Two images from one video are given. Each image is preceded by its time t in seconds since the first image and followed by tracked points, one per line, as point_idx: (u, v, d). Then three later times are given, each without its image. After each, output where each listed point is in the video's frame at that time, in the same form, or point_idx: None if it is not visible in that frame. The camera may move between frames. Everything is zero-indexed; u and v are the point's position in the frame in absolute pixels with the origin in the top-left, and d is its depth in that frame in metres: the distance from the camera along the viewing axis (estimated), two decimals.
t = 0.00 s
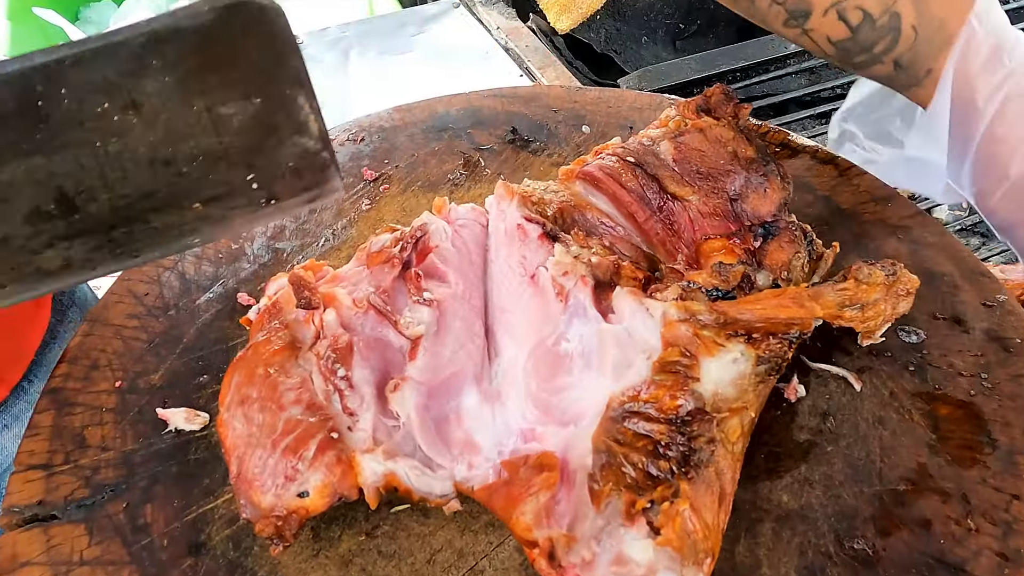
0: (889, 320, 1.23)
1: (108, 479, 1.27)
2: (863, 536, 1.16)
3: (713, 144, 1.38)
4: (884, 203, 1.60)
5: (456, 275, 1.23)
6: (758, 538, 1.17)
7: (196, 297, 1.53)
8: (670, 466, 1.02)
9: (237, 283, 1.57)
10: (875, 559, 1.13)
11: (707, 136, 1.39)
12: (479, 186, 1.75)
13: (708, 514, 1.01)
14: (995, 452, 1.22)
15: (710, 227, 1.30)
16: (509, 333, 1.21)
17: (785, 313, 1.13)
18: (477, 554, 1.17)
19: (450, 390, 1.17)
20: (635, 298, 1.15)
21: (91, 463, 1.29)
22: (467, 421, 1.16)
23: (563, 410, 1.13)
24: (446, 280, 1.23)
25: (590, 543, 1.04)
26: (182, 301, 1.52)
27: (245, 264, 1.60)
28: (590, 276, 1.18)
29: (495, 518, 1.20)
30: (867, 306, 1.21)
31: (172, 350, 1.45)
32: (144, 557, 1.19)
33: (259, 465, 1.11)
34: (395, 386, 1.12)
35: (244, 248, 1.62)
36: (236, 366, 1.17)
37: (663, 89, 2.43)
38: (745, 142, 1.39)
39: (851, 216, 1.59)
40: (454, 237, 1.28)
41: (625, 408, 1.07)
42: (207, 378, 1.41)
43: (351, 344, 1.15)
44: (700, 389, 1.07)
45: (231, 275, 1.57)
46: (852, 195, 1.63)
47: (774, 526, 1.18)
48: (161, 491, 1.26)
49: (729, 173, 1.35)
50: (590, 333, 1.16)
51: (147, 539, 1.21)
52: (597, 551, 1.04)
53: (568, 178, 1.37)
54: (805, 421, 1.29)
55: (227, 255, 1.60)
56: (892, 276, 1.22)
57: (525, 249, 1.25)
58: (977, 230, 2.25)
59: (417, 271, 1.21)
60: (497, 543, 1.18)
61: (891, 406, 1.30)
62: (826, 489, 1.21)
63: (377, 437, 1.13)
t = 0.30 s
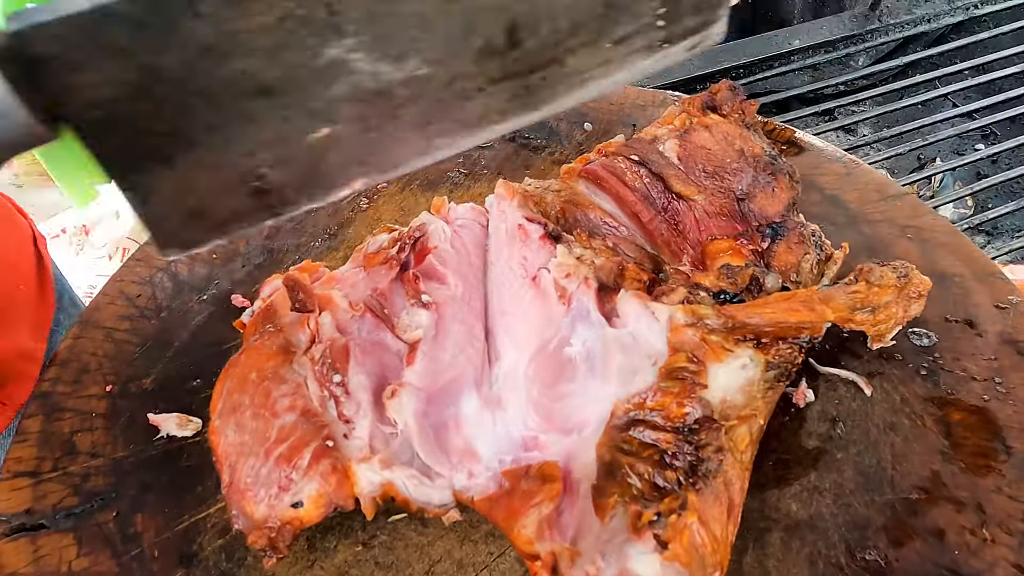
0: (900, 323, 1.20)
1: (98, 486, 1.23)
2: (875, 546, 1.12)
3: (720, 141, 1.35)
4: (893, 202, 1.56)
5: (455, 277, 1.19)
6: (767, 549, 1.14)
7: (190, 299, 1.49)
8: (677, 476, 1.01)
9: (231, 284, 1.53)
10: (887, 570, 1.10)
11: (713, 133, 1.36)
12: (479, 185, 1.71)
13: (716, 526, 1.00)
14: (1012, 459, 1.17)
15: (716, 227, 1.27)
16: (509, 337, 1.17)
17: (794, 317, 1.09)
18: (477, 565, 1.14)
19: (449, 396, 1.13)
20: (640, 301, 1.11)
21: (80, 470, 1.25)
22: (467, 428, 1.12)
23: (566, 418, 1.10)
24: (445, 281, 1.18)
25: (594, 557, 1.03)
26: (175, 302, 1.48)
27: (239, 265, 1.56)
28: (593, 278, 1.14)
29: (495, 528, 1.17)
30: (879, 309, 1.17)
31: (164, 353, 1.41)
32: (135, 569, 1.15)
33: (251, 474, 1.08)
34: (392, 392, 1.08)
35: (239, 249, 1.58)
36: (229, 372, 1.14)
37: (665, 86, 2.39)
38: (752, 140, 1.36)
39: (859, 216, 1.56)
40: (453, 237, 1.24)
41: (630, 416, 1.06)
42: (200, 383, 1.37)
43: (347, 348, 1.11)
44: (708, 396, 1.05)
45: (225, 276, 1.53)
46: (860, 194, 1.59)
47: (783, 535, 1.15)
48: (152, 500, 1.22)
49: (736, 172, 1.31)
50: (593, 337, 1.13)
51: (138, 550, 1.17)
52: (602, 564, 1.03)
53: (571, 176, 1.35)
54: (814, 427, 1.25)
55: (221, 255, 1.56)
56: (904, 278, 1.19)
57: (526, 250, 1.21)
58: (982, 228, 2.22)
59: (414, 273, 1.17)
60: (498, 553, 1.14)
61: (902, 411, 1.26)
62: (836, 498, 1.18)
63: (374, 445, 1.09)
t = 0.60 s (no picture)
0: (912, 327, 1.17)
1: (90, 493, 1.20)
2: (885, 554, 1.10)
3: (713, 143, 1.26)
4: (900, 202, 1.53)
5: (455, 279, 1.16)
6: (774, 557, 1.11)
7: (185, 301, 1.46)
8: (684, 489, 1.00)
9: (227, 286, 1.50)
10: None
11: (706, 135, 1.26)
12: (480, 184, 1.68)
13: (725, 540, 0.99)
14: None
15: (718, 231, 1.19)
16: (509, 341, 1.15)
17: (804, 323, 1.07)
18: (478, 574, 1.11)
19: (449, 402, 1.11)
20: (646, 306, 1.09)
21: (73, 476, 1.22)
22: (467, 434, 1.10)
23: (568, 426, 1.09)
24: (446, 283, 1.16)
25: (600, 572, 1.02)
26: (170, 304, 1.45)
27: (235, 266, 1.53)
28: (596, 281, 1.12)
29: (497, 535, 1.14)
30: (889, 313, 1.14)
31: (159, 356, 1.38)
32: None
33: (246, 482, 1.05)
34: (390, 398, 1.06)
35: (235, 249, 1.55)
36: (223, 378, 1.12)
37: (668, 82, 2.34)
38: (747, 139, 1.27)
39: (866, 216, 1.53)
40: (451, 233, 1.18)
41: (635, 426, 1.05)
42: (196, 387, 1.35)
43: (345, 352, 1.09)
44: (716, 406, 1.04)
45: (221, 277, 1.50)
46: (867, 193, 1.56)
47: (791, 543, 1.12)
48: (147, 506, 1.20)
49: (734, 174, 1.23)
50: (597, 344, 1.12)
51: (131, 558, 1.15)
52: None
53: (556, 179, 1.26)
54: (821, 431, 1.23)
55: (217, 256, 1.53)
56: (915, 281, 1.16)
57: (527, 250, 1.16)
58: (986, 227, 2.20)
59: (413, 276, 1.15)
60: (499, 561, 1.12)
61: (912, 416, 1.24)
62: (844, 504, 1.15)
63: (372, 452, 1.07)
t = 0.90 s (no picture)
0: (919, 325, 1.16)
1: (88, 493, 1.20)
2: (887, 554, 1.10)
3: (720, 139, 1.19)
4: (901, 200, 1.53)
5: (455, 278, 1.16)
6: (776, 557, 1.11)
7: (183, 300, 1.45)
8: (685, 486, 1.00)
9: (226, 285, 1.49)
10: None
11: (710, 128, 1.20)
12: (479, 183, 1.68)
13: (726, 537, 0.99)
14: None
15: (728, 227, 1.20)
16: (509, 340, 1.15)
17: (806, 319, 1.06)
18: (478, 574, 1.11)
19: (449, 401, 1.11)
20: (647, 304, 1.09)
21: (71, 476, 1.21)
22: (467, 434, 1.10)
23: (568, 425, 1.09)
24: (445, 283, 1.15)
25: (600, 570, 1.02)
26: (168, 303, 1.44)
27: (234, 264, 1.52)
28: (595, 280, 1.12)
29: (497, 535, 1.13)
30: (895, 311, 1.14)
31: (157, 355, 1.37)
32: None
33: (244, 483, 1.05)
34: (389, 398, 1.05)
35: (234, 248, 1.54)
36: (221, 378, 1.12)
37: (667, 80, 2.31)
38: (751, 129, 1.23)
39: (867, 214, 1.52)
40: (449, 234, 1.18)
41: (635, 423, 1.04)
42: (194, 386, 1.34)
43: (343, 352, 1.09)
44: (717, 403, 1.03)
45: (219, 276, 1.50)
46: (868, 191, 1.55)
47: (792, 544, 1.12)
48: (144, 506, 1.19)
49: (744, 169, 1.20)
50: (597, 342, 1.12)
51: (129, 558, 1.14)
52: None
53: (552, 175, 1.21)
54: (823, 431, 1.22)
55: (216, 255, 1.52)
56: (922, 278, 1.16)
57: (526, 248, 1.15)
58: (987, 225, 2.19)
59: (413, 275, 1.14)
60: (499, 562, 1.11)
61: (913, 415, 1.23)
62: (846, 505, 1.15)
63: (371, 452, 1.07)
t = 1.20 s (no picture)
0: (901, 314, 1.17)
1: (89, 489, 1.20)
2: (882, 549, 1.11)
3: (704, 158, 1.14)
4: (899, 197, 1.53)
5: (454, 278, 1.17)
6: (772, 552, 1.12)
7: (184, 297, 1.45)
8: (676, 488, 1.00)
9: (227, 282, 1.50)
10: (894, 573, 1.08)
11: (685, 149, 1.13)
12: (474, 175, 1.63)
13: (718, 537, 0.98)
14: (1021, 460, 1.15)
15: (702, 228, 1.18)
16: (507, 340, 1.17)
17: (794, 316, 1.05)
18: (476, 569, 1.12)
19: (447, 399, 1.12)
20: (636, 303, 1.09)
21: (72, 472, 1.22)
22: (465, 433, 1.11)
23: (560, 426, 1.10)
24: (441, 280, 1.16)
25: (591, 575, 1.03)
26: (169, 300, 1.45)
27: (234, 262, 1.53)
28: (589, 277, 1.14)
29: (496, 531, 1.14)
30: (879, 302, 1.15)
31: (158, 352, 1.38)
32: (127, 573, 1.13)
33: (244, 480, 1.06)
34: (389, 397, 1.07)
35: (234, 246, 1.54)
36: (220, 377, 1.13)
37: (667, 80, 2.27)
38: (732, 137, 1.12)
39: (864, 212, 1.53)
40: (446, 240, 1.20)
41: (626, 425, 1.05)
42: (195, 383, 1.35)
43: (342, 350, 1.10)
44: (705, 403, 1.03)
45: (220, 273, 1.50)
46: (866, 189, 1.56)
47: (788, 539, 1.13)
48: (145, 502, 1.20)
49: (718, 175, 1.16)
50: (587, 340, 1.12)
51: (131, 554, 1.15)
52: None
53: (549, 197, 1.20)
54: (820, 427, 1.23)
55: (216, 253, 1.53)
56: (903, 270, 1.17)
57: (521, 246, 1.18)
58: (985, 222, 2.20)
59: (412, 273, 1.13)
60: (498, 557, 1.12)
61: (909, 411, 1.24)
62: (842, 500, 1.16)
63: (370, 450, 1.07)
